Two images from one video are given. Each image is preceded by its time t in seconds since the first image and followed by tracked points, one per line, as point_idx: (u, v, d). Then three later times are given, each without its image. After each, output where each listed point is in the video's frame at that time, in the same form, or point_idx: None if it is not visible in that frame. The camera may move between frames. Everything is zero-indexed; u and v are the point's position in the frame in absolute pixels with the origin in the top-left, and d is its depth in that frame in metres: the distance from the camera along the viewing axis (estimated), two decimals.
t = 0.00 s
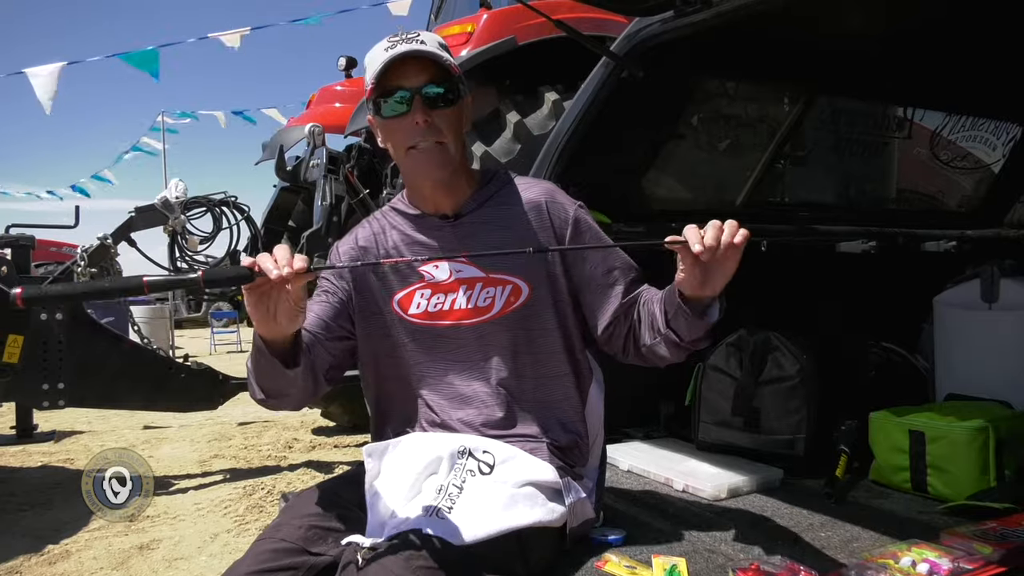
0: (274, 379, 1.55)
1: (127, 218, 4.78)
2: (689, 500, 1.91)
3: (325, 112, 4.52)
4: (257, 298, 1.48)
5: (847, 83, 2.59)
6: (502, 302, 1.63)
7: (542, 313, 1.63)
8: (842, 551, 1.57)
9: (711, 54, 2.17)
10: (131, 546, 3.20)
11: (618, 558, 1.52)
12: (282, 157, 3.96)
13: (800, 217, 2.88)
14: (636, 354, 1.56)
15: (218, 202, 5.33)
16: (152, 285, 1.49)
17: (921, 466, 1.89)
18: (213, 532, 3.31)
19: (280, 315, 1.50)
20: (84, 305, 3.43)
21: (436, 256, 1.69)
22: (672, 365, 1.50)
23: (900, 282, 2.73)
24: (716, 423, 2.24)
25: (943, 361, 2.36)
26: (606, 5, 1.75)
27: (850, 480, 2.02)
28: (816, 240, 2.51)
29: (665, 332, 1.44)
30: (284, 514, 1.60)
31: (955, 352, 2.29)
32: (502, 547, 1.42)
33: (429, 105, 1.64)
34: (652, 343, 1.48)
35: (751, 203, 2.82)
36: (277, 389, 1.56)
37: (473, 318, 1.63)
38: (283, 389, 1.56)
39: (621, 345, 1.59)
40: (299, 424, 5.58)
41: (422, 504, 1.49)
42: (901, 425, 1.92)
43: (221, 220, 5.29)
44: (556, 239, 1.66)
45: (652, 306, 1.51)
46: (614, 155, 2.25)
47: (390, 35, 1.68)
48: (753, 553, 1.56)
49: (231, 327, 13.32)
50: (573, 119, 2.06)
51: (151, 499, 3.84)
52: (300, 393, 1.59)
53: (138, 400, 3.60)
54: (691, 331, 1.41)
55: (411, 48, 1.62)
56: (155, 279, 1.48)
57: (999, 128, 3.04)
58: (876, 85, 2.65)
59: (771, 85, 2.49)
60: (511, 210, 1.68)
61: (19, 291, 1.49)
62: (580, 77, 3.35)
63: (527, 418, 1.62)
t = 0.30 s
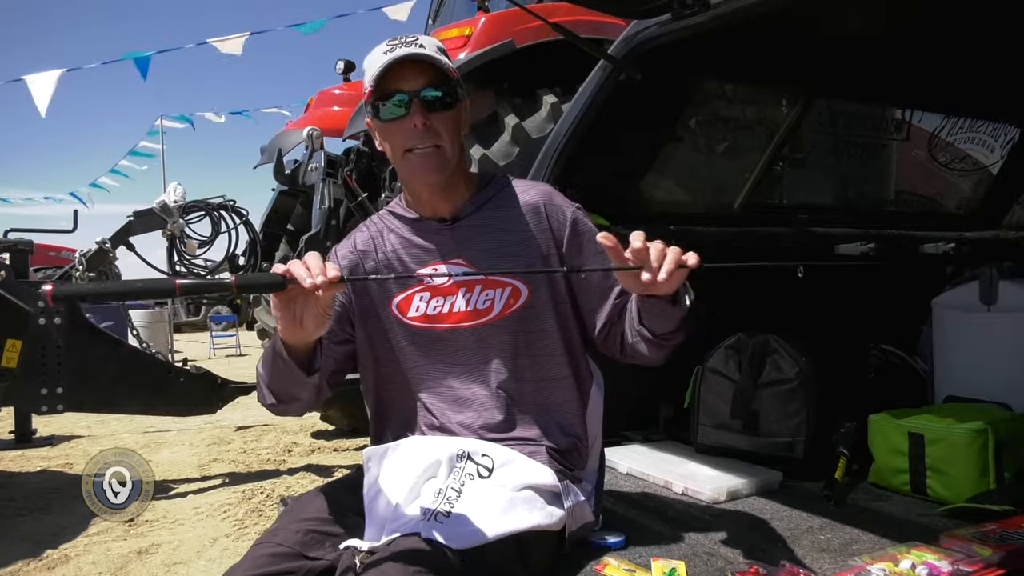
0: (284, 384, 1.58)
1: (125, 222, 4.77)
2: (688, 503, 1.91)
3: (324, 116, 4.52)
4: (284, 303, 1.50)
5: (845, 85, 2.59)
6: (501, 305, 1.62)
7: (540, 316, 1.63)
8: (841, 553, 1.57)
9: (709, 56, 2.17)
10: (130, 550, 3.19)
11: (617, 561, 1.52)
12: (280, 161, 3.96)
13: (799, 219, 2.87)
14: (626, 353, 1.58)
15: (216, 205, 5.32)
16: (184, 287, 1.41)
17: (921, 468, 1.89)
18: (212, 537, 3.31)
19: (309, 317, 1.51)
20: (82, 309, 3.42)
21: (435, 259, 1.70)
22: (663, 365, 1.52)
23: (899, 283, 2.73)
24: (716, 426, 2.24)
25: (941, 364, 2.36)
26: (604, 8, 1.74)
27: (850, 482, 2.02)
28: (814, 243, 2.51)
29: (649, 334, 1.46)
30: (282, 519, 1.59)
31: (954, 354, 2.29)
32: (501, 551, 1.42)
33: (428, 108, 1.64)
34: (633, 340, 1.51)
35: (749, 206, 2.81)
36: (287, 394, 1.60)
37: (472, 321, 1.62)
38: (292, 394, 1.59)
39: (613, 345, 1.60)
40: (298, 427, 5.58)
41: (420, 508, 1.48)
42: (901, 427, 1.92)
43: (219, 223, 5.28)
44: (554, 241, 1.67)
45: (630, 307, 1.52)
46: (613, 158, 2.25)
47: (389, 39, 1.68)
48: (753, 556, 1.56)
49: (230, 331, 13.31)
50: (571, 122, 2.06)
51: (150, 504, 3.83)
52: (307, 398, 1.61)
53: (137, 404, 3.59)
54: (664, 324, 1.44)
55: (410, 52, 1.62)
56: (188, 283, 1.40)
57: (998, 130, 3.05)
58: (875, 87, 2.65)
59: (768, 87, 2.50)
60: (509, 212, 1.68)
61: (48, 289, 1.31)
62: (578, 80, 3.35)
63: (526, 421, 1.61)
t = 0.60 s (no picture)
0: (324, 393, 1.59)
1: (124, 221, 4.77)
2: (686, 504, 1.91)
3: (323, 115, 4.52)
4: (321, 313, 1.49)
5: (844, 85, 2.60)
6: (499, 304, 1.62)
7: (538, 317, 1.63)
8: (840, 554, 1.56)
9: (708, 56, 2.17)
10: (128, 550, 3.19)
11: (616, 562, 1.52)
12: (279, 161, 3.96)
13: (798, 219, 2.87)
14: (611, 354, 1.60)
15: (215, 205, 5.32)
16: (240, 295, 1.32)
17: (920, 469, 1.89)
18: (210, 537, 3.30)
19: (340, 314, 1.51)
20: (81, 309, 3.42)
21: (434, 259, 1.69)
22: (652, 369, 1.56)
23: (898, 284, 2.73)
24: (715, 426, 2.24)
25: (941, 365, 2.36)
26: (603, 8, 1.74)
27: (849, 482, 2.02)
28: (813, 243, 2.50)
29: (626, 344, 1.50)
30: (281, 519, 1.59)
31: (953, 355, 2.29)
32: (499, 551, 1.42)
33: (401, 109, 1.63)
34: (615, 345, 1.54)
35: (749, 206, 2.80)
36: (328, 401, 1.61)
37: (467, 321, 1.62)
38: (333, 402, 1.61)
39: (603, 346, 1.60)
40: (297, 427, 5.57)
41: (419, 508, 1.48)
42: (899, 428, 1.92)
43: (218, 223, 5.28)
44: (548, 240, 1.67)
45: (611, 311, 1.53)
46: (612, 159, 2.25)
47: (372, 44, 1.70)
48: (752, 557, 1.56)
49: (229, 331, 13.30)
50: (570, 122, 2.06)
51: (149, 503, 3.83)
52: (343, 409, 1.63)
53: (136, 403, 3.58)
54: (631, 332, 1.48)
55: (378, 55, 1.61)
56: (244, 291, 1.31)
57: (997, 131, 3.05)
58: (874, 87, 2.66)
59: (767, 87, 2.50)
60: (504, 211, 1.68)
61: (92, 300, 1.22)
62: (578, 80, 3.35)
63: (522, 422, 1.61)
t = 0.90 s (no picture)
0: (263, 347, 1.58)
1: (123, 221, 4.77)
2: (685, 503, 1.91)
3: (323, 115, 4.52)
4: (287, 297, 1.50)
5: (843, 84, 2.60)
6: (495, 303, 1.62)
7: (537, 316, 1.63)
8: (838, 553, 1.56)
9: (707, 55, 2.17)
10: (127, 549, 3.19)
11: (614, 561, 1.52)
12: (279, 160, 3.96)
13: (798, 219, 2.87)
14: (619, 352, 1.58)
15: (215, 205, 5.32)
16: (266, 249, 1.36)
17: (919, 468, 1.89)
18: (210, 536, 3.30)
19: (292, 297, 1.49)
20: (81, 309, 3.42)
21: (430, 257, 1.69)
22: (657, 365, 1.54)
23: (897, 283, 2.73)
24: (714, 426, 2.24)
25: (940, 364, 2.36)
26: (603, 8, 1.74)
27: (847, 481, 2.02)
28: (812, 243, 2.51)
29: (637, 333, 1.48)
30: (279, 518, 1.59)
31: (952, 354, 2.29)
32: (498, 550, 1.41)
33: (412, 103, 1.62)
34: (627, 340, 1.52)
35: (748, 206, 2.80)
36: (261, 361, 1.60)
37: (465, 319, 1.62)
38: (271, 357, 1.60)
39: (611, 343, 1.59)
40: (297, 427, 5.57)
41: (416, 507, 1.48)
42: (898, 428, 1.92)
43: (218, 223, 5.29)
44: (548, 240, 1.66)
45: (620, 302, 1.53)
46: (611, 159, 2.25)
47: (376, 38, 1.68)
48: (751, 557, 1.56)
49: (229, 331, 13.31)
50: (569, 122, 2.05)
51: (149, 503, 3.83)
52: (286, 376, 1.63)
53: (136, 402, 3.56)
54: (648, 322, 1.46)
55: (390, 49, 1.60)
56: (272, 244, 1.35)
57: (997, 130, 3.05)
58: (873, 87, 2.66)
59: (766, 86, 2.50)
60: (504, 210, 1.68)
61: (114, 245, 1.23)
62: (577, 80, 3.35)
63: (522, 420, 1.60)
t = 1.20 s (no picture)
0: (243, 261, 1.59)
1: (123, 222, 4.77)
2: (684, 503, 1.91)
3: (322, 116, 4.53)
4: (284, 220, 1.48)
5: (842, 85, 2.60)
6: (493, 302, 1.62)
7: (536, 316, 1.63)
8: (838, 553, 1.56)
9: (706, 56, 2.17)
10: (127, 550, 3.19)
11: (613, 561, 1.52)
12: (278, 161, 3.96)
13: (797, 219, 2.87)
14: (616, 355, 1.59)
15: (214, 206, 5.32)
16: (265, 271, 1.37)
17: (918, 468, 1.89)
18: (210, 536, 3.30)
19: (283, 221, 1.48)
20: (81, 309, 3.42)
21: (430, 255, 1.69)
22: (655, 366, 1.55)
23: (896, 282, 2.73)
24: (713, 425, 2.24)
25: (938, 364, 2.36)
26: (601, 8, 1.74)
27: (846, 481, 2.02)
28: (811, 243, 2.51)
29: (632, 339, 1.49)
30: (279, 517, 1.59)
31: (950, 354, 2.29)
32: (497, 550, 1.42)
33: (413, 109, 1.62)
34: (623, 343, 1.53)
35: (748, 206, 2.81)
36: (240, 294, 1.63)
37: (463, 317, 1.62)
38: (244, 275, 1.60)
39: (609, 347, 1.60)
40: (297, 428, 5.57)
41: (415, 506, 1.48)
42: (897, 427, 1.92)
43: (217, 224, 5.29)
44: (547, 242, 1.67)
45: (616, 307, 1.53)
46: (611, 159, 2.25)
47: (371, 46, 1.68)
48: (750, 556, 1.56)
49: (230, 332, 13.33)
50: (568, 122, 2.05)
51: (149, 503, 3.83)
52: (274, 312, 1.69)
53: (136, 402, 3.56)
54: (645, 326, 1.46)
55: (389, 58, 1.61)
56: (270, 267, 1.36)
57: (996, 130, 3.05)
58: (873, 87, 2.66)
59: (765, 86, 2.51)
60: (503, 211, 1.68)
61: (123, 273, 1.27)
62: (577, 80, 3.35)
63: (522, 421, 1.60)
